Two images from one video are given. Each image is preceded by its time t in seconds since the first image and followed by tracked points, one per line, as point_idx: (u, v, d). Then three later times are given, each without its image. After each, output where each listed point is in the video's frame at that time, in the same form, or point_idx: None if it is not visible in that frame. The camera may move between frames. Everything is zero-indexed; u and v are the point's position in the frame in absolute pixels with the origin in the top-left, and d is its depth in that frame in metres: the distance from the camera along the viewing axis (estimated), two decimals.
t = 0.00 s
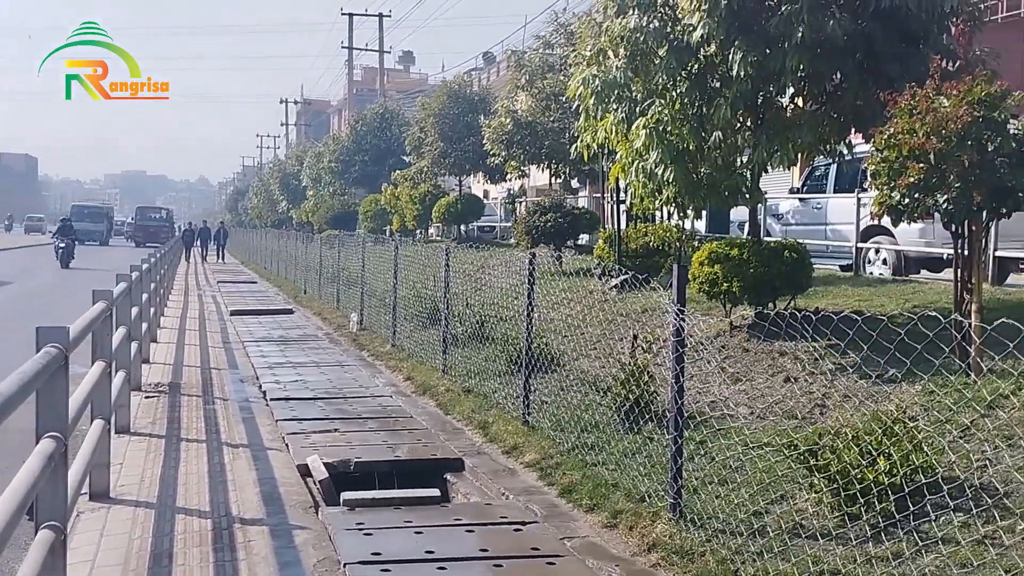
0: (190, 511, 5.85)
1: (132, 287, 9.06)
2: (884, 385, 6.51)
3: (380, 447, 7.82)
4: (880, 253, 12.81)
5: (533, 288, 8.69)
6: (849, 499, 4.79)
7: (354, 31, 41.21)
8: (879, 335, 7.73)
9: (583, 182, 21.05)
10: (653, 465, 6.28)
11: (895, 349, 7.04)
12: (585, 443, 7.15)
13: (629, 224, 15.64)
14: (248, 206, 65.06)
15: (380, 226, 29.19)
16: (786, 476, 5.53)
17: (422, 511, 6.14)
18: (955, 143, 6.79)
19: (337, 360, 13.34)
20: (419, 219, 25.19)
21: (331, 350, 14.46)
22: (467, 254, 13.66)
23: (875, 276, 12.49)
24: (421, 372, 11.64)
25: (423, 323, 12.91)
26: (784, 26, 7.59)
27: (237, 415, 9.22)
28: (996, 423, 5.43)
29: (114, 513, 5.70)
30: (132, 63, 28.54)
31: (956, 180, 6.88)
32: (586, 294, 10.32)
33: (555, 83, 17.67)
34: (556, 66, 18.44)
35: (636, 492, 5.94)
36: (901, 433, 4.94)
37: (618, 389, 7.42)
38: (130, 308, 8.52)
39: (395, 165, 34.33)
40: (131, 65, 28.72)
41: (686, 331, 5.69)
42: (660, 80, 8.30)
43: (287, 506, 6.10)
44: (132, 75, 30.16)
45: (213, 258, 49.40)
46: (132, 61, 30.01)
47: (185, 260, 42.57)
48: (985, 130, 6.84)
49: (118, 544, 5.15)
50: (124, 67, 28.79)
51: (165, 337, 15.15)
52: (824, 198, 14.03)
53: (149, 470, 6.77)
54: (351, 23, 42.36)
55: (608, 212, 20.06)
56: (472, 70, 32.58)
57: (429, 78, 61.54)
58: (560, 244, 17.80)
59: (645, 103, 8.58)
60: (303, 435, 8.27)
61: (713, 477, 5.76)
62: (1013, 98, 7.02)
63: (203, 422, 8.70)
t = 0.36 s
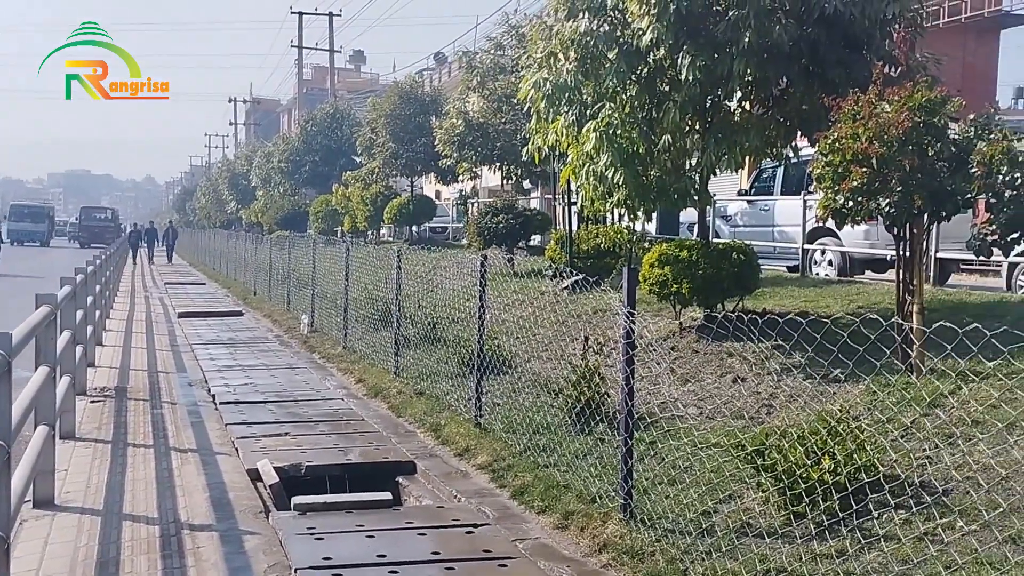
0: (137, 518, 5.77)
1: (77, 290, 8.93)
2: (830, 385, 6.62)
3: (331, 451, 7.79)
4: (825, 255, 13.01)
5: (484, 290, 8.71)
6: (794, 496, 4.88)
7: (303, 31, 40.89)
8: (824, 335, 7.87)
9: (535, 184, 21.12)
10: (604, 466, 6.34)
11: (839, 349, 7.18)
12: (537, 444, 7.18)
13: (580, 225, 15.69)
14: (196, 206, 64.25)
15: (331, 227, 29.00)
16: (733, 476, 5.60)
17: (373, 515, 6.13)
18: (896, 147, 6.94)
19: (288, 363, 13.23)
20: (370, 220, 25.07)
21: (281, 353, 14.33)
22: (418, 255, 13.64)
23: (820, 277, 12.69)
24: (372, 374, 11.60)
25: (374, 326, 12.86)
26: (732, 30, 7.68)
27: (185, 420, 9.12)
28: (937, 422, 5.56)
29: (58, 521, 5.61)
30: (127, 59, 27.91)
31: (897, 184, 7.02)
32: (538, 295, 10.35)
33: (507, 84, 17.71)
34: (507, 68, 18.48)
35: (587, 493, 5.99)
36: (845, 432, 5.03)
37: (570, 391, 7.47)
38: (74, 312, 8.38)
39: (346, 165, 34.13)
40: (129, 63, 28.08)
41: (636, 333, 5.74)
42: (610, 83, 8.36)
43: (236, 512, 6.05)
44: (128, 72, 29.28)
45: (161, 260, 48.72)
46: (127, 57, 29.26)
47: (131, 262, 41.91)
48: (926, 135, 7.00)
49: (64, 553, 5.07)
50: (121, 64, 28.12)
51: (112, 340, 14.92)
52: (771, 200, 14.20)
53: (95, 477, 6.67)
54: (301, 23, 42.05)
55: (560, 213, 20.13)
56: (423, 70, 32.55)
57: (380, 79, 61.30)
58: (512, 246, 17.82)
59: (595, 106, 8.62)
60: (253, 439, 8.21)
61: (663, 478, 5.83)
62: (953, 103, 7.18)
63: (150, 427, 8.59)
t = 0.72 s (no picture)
0: (141, 533, 5.78)
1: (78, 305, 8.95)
2: (831, 399, 6.66)
3: (333, 465, 7.80)
4: (823, 268, 13.06)
5: (485, 305, 8.73)
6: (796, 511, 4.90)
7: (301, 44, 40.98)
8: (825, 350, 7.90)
9: (534, 197, 21.18)
10: (606, 481, 6.36)
11: (840, 365, 7.20)
12: (538, 459, 7.21)
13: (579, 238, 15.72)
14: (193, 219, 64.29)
15: (330, 240, 29.03)
16: (734, 490, 5.63)
17: (376, 529, 6.15)
18: (895, 164, 6.99)
19: (288, 377, 13.23)
20: (369, 234, 25.08)
21: (281, 366, 14.33)
22: (417, 268, 13.66)
23: (819, 291, 12.74)
24: (372, 388, 11.62)
25: (374, 339, 12.87)
26: (731, 47, 7.75)
27: (186, 434, 9.13)
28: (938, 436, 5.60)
29: (62, 536, 5.61)
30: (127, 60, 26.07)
31: (896, 201, 7.07)
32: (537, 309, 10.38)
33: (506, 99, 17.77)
34: (506, 82, 18.55)
35: (589, 508, 6.02)
36: (847, 447, 5.06)
37: (571, 406, 7.49)
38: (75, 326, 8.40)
39: (344, 179, 34.18)
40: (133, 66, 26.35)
41: (638, 348, 5.77)
42: (610, 98, 8.41)
43: (240, 527, 6.06)
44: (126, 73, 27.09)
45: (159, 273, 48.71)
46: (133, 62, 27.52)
47: (129, 274, 41.87)
48: (924, 151, 7.05)
49: (68, 567, 5.09)
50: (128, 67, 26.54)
51: (111, 354, 14.92)
52: (769, 214, 14.26)
53: (97, 492, 6.68)
54: (300, 36, 42.18)
55: (558, 226, 20.17)
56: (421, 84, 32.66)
57: (378, 93, 61.45)
58: (511, 259, 17.85)
59: (595, 122, 8.67)
60: (254, 453, 8.22)
61: (665, 493, 5.86)
62: (951, 120, 7.24)
63: (152, 442, 8.60)
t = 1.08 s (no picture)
0: (224, 548, 5.91)
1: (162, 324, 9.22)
2: (915, 420, 6.52)
3: (408, 483, 7.87)
4: (902, 286, 12.80)
5: (558, 323, 8.75)
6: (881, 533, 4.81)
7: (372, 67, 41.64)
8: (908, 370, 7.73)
9: (604, 216, 21.14)
10: (682, 501, 6.33)
11: (924, 385, 7.04)
12: (613, 478, 7.19)
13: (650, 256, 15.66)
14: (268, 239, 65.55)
15: (401, 259, 29.32)
16: (816, 513, 5.55)
17: (453, 547, 6.19)
18: (979, 179, 6.85)
19: (362, 394, 13.38)
20: (439, 252, 25.21)
21: (355, 384, 14.51)
22: (489, 286, 13.73)
23: (898, 309, 12.48)
24: (445, 406, 11.70)
25: (447, 357, 12.97)
26: (807, 63, 7.67)
27: (265, 451, 9.31)
28: None
29: (149, 550, 5.76)
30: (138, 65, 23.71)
31: (981, 218, 6.93)
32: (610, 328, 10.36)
33: (576, 118, 17.81)
34: (576, 100, 18.59)
35: (666, 528, 5.99)
36: (934, 470, 4.94)
37: (646, 426, 7.46)
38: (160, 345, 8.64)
39: (415, 199, 34.52)
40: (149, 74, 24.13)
41: (716, 368, 5.73)
42: (683, 116, 8.39)
43: (320, 543, 6.16)
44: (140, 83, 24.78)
45: (235, 293, 49.70)
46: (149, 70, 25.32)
47: (206, 294, 42.81)
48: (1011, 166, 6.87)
49: None
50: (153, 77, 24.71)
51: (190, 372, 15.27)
52: (845, 231, 14.06)
53: (181, 506, 6.84)
54: (371, 59, 42.84)
55: (629, 244, 20.10)
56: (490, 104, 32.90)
57: (447, 113, 62.01)
58: (583, 277, 17.84)
59: (668, 140, 8.66)
60: (332, 470, 8.35)
61: (744, 514, 5.80)
62: None
63: (233, 458, 8.79)
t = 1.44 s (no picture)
0: (304, 551, 6.00)
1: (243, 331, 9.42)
2: (1004, 430, 6.33)
3: (483, 489, 7.90)
4: (988, 291, 12.41)
5: (632, 330, 8.70)
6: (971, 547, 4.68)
7: (443, 75, 41.96)
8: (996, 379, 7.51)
9: (676, 222, 20.96)
10: (761, 510, 6.24)
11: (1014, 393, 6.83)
12: (690, 486, 7.12)
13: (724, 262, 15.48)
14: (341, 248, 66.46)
15: (472, 266, 29.45)
16: (900, 524, 5.44)
17: (529, 553, 6.20)
18: None
19: (436, 401, 13.47)
20: (511, 259, 25.17)
21: (428, 391, 14.63)
22: (560, 293, 13.71)
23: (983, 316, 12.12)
24: (519, 413, 11.71)
25: (519, 364, 12.99)
26: (887, 64, 7.52)
27: (342, 456, 9.43)
28: None
29: (232, 552, 5.89)
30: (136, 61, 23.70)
31: None
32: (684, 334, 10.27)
33: (649, 123, 17.73)
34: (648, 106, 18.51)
35: (745, 538, 5.91)
36: None
37: (724, 434, 7.37)
38: (241, 351, 8.83)
39: (486, 206, 34.68)
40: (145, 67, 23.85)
41: (797, 375, 5.64)
42: (759, 120, 8.28)
43: (397, 547, 6.21)
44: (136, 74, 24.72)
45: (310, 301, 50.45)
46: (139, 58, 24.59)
47: (281, 302, 43.56)
48: None
49: None
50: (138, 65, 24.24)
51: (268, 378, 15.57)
52: (927, 235, 13.74)
53: (262, 510, 6.98)
54: (442, 68, 43.20)
55: (702, 251, 19.89)
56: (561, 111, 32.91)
57: (518, 121, 62.20)
58: (656, 284, 17.71)
59: (744, 144, 8.57)
60: (408, 475, 8.42)
61: (826, 524, 5.70)
62: None
63: (311, 463, 8.93)
